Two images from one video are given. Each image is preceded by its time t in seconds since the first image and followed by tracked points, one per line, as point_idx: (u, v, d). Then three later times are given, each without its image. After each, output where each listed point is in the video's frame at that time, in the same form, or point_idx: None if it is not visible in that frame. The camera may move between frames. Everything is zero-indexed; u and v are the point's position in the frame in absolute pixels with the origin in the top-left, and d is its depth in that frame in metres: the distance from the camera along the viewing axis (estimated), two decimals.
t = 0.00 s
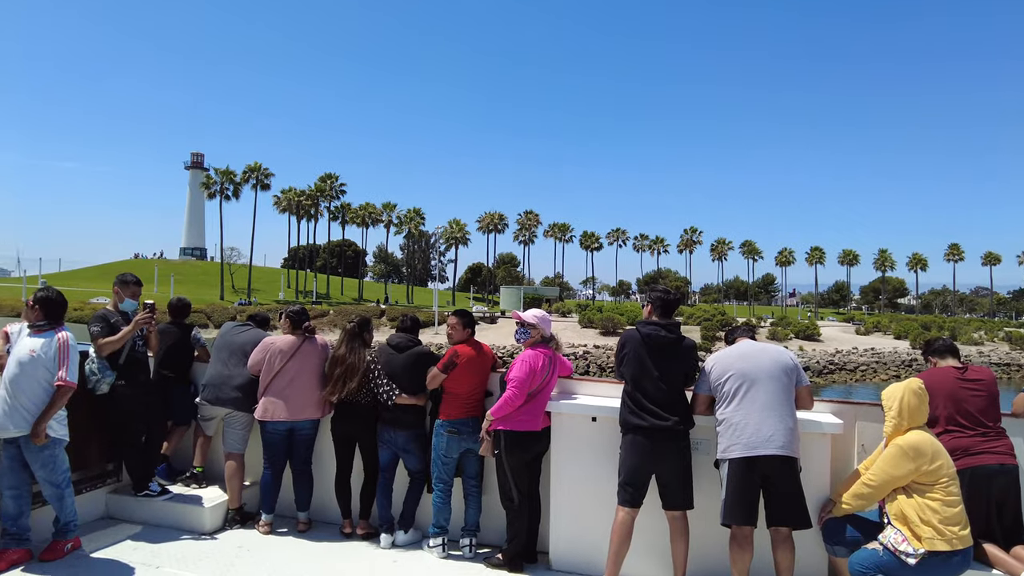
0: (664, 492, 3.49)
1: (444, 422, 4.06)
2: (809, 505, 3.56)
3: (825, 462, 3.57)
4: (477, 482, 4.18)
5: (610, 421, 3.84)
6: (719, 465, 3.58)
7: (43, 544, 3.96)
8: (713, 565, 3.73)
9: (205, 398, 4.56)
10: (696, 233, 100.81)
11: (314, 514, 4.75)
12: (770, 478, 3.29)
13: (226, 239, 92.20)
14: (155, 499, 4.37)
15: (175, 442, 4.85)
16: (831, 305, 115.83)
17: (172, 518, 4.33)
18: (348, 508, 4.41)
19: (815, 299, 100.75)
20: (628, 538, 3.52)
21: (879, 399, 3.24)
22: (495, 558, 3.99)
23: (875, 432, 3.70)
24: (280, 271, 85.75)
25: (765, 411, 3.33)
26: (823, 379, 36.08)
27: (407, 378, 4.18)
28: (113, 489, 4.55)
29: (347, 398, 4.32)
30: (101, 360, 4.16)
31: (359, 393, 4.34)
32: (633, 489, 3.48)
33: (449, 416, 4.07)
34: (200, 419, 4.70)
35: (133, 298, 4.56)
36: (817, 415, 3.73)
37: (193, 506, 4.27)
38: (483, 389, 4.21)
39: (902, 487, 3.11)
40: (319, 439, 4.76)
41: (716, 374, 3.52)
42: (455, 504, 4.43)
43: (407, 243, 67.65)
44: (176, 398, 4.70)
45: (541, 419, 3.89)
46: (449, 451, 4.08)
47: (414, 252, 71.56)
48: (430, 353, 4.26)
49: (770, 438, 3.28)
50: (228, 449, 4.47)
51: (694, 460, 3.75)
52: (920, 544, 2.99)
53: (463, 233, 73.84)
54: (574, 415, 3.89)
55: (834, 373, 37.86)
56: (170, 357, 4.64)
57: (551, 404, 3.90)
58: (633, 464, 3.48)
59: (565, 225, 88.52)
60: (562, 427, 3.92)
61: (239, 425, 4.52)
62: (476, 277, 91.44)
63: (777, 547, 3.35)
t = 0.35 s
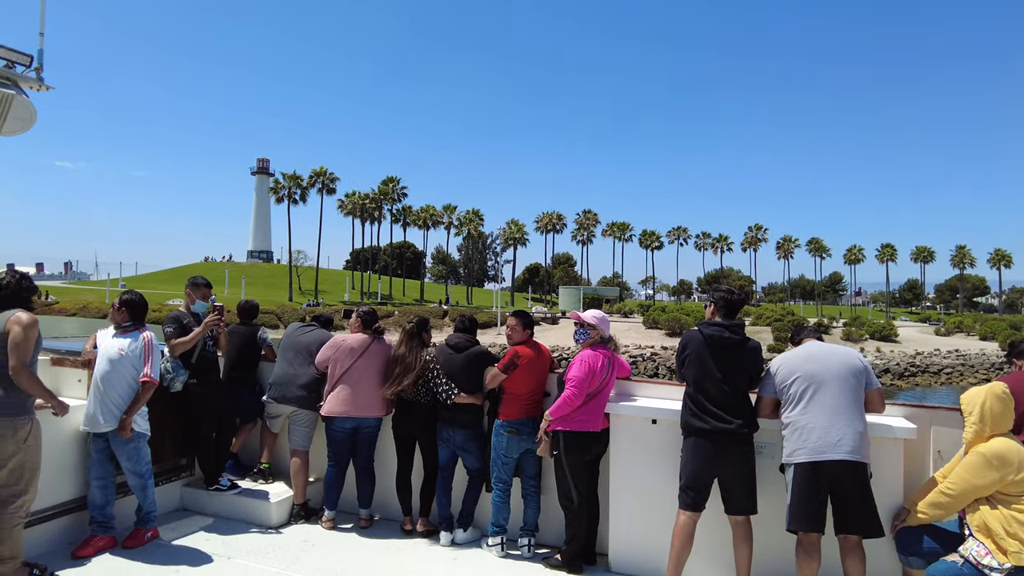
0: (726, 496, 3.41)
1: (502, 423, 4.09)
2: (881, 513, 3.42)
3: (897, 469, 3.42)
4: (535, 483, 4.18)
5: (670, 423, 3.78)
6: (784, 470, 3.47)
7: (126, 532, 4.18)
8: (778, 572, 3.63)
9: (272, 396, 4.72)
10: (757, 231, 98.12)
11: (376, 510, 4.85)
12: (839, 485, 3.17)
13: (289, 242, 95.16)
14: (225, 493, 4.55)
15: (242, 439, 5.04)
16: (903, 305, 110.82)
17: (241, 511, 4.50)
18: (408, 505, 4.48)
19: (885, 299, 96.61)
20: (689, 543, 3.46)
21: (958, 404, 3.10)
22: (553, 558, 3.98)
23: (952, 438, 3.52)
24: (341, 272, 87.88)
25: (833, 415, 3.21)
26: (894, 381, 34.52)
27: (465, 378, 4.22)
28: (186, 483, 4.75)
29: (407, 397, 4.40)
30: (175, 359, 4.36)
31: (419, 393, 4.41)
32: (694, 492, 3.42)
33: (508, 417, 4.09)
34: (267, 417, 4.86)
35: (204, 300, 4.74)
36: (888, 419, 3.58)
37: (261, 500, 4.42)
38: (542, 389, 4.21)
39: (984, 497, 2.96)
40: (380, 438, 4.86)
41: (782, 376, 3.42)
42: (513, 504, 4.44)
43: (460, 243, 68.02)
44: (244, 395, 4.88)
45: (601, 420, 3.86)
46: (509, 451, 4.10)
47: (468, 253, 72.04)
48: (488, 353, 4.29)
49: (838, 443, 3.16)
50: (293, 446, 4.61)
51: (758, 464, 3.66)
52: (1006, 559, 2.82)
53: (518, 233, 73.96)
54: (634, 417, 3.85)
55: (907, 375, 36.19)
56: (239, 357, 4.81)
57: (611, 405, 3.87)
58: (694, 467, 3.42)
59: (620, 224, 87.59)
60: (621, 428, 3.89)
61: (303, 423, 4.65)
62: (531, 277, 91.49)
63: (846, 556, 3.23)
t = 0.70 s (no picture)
0: (784, 501, 3.32)
1: (555, 423, 4.08)
2: (951, 522, 3.27)
3: (969, 476, 3.26)
4: (588, 484, 4.16)
5: (726, 426, 3.70)
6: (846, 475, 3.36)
7: (192, 525, 4.34)
8: None
9: (328, 395, 4.82)
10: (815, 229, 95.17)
11: (429, 508, 4.91)
12: (904, 492, 3.05)
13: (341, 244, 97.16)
14: (284, 489, 4.68)
15: (300, 436, 5.17)
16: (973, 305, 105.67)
17: (298, 507, 4.61)
18: (461, 504, 4.52)
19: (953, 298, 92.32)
20: (747, 548, 3.37)
21: None
22: (606, 560, 3.95)
23: None
24: (392, 273, 89.23)
25: (898, 419, 3.09)
26: (963, 384, 32.95)
27: (517, 379, 4.23)
28: (246, 479, 4.90)
29: (460, 397, 4.44)
30: (236, 359, 4.49)
31: (471, 393, 4.44)
32: (751, 496, 3.34)
33: (562, 418, 4.08)
34: (323, 415, 4.98)
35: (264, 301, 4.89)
36: (958, 424, 3.42)
37: (318, 496, 4.53)
38: (594, 391, 4.18)
39: None
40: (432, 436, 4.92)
41: (842, 378, 3.30)
42: (565, 505, 4.43)
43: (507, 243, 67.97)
44: (301, 394, 5.01)
45: (656, 423, 3.81)
46: (561, 452, 4.09)
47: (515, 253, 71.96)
48: (540, 354, 4.29)
49: (904, 448, 3.04)
50: (349, 443, 4.71)
51: (818, 469, 3.55)
52: None
53: (566, 233, 73.56)
54: (688, 419, 3.79)
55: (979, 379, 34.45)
56: (297, 356, 4.94)
57: (666, 407, 3.81)
58: (751, 471, 3.34)
59: (671, 223, 86.26)
60: (676, 431, 3.83)
61: (358, 421, 4.75)
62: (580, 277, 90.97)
63: (913, 566, 3.09)
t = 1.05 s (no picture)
0: (840, 510, 3.22)
1: (603, 427, 4.05)
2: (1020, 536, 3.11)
3: None
4: (636, 488, 4.12)
5: (779, 432, 3.61)
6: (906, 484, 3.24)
7: (245, 521, 4.46)
8: None
9: (375, 395, 4.90)
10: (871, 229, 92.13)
11: (475, 510, 4.93)
12: (970, 504, 2.92)
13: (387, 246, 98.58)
14: (333, 488, 4.76)
15: (348, 436, 5.26)
16: None
17: (347, 505, 4.70)
18: (506, 506, 4.52)
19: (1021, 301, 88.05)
20: (801, 557, 3.28)
21: None
22: (654, 566, 3.90)
23: None
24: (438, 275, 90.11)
25: (962, 428, 2.95)
26: None
27: (564, 381, 4.22)
28: (296, 477, 5.00)
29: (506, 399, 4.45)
30: (287, 359, 4.60)
31: (516, 395, 4.44)
32: (806, 504, 3.25)
33: (609, 421, 4.05)
34: (371, 415, 5.05)
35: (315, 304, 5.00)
36: None
37: (366, 496, 4.60)
38: (641, 394, 4.13)
39: None
40: (478, 438, 4.95)
41: (901, 384, 3.18)
42: (612, 509, 4.39)
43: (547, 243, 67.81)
44: (351, 394, 5.10)
45: (706, 428, 3.74)
46: (609, 456, 4.05)
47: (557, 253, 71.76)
48: (586, 357, 4.27)
49: (970, 459, 2.90)
50: (396, 444, 4.77)
51: (875, 477, 3.43)
52: None
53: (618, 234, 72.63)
54: (739, 424, 3.71)
55: None
56: (347, 357, 5.06)
57: (717, 412, 3.73)
58: (805, 478, 3.25)
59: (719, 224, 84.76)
60: (726, 436, 3.76)
61: (405, 422, 4.80)
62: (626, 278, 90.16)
63: None
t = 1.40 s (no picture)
0: (904, 523, 3.08)
1: (651, 433, 3.99)
2: None
3: None
4: (686, 496, 4.03)
5: (836, 441, 3.48)
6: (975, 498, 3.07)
7: (297, 520, 4.56)
8: None
9: (424, 398, 4.94)
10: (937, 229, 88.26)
11: (522, 514, 4.92)
12: None
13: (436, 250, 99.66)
14: (383, 489, 4.82)
15: (397, 437, 5.32)
16: None
17: (396, 507, 4.75)
18: (554, 511, 4.49)
19: None
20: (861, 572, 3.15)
21: None
22: None
23: None
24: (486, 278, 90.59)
25: None
26: None
27: (612, 387, 4.18)
28: (347, 478, 5.09)
29: (554, 404, 4.45)
30: (339, 362, 4.67)
31: (564, 399, 4.42)
32: (866, 516, 3.12)
33: (658, 427, 3.99)
34: (419, 418, 5.11)
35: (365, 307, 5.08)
36: None
37: (415, 498, 4.64)
38: (692, 401, 4.05)
39: None
40: (525, 441, 4.93)
41: (970, 393, 3.02)
42: (662, 517, 4.31)
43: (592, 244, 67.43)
44: (400, 396, 5.16)
45: (758, 436, 3.64)
46: (659, 463, 3.98)
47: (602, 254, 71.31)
48: (635, 362, 4.21)
49: None
50: (444, 447, 4.80)
51: (941, 490, 3.27)
52: None
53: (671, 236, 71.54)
54: (794, 432, 3.59)
55: None
56: (395, 360, 5.12)
57: (771, 420, 3.64)
58: (865, 489, 3.12)
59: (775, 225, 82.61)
60: (780, 444, 3.65)
61: (453, 425, 4.83)
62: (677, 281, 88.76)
63: None
